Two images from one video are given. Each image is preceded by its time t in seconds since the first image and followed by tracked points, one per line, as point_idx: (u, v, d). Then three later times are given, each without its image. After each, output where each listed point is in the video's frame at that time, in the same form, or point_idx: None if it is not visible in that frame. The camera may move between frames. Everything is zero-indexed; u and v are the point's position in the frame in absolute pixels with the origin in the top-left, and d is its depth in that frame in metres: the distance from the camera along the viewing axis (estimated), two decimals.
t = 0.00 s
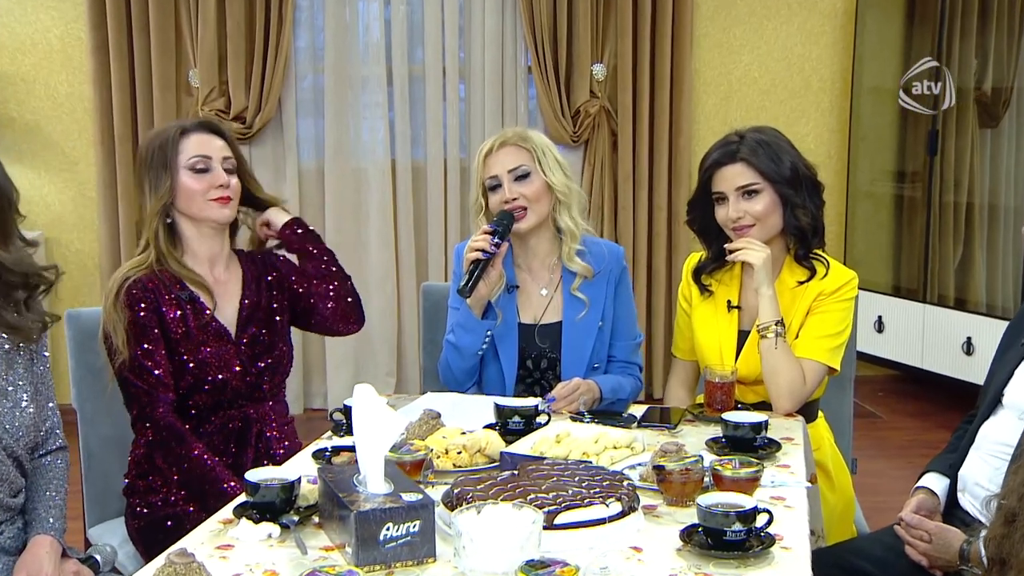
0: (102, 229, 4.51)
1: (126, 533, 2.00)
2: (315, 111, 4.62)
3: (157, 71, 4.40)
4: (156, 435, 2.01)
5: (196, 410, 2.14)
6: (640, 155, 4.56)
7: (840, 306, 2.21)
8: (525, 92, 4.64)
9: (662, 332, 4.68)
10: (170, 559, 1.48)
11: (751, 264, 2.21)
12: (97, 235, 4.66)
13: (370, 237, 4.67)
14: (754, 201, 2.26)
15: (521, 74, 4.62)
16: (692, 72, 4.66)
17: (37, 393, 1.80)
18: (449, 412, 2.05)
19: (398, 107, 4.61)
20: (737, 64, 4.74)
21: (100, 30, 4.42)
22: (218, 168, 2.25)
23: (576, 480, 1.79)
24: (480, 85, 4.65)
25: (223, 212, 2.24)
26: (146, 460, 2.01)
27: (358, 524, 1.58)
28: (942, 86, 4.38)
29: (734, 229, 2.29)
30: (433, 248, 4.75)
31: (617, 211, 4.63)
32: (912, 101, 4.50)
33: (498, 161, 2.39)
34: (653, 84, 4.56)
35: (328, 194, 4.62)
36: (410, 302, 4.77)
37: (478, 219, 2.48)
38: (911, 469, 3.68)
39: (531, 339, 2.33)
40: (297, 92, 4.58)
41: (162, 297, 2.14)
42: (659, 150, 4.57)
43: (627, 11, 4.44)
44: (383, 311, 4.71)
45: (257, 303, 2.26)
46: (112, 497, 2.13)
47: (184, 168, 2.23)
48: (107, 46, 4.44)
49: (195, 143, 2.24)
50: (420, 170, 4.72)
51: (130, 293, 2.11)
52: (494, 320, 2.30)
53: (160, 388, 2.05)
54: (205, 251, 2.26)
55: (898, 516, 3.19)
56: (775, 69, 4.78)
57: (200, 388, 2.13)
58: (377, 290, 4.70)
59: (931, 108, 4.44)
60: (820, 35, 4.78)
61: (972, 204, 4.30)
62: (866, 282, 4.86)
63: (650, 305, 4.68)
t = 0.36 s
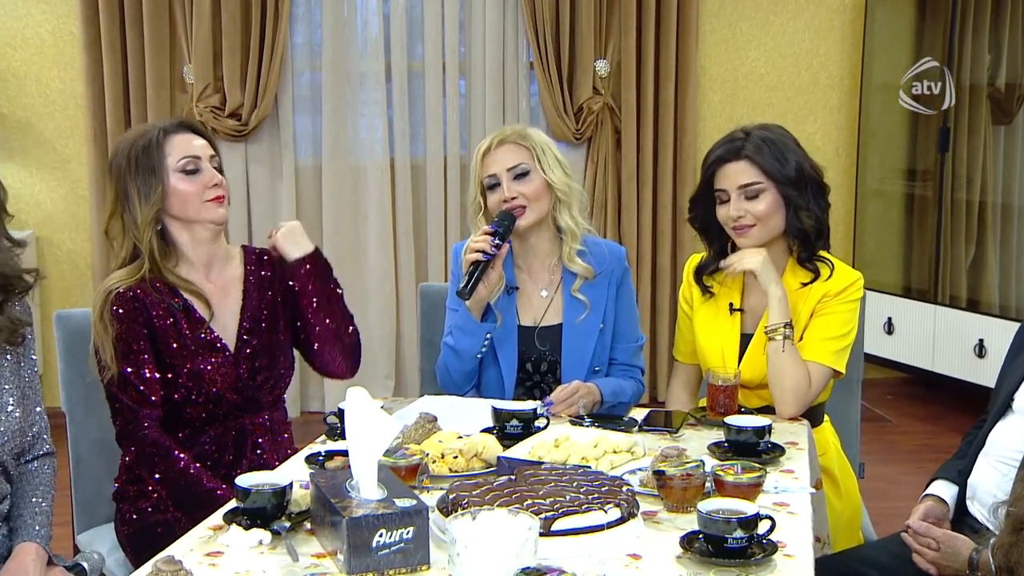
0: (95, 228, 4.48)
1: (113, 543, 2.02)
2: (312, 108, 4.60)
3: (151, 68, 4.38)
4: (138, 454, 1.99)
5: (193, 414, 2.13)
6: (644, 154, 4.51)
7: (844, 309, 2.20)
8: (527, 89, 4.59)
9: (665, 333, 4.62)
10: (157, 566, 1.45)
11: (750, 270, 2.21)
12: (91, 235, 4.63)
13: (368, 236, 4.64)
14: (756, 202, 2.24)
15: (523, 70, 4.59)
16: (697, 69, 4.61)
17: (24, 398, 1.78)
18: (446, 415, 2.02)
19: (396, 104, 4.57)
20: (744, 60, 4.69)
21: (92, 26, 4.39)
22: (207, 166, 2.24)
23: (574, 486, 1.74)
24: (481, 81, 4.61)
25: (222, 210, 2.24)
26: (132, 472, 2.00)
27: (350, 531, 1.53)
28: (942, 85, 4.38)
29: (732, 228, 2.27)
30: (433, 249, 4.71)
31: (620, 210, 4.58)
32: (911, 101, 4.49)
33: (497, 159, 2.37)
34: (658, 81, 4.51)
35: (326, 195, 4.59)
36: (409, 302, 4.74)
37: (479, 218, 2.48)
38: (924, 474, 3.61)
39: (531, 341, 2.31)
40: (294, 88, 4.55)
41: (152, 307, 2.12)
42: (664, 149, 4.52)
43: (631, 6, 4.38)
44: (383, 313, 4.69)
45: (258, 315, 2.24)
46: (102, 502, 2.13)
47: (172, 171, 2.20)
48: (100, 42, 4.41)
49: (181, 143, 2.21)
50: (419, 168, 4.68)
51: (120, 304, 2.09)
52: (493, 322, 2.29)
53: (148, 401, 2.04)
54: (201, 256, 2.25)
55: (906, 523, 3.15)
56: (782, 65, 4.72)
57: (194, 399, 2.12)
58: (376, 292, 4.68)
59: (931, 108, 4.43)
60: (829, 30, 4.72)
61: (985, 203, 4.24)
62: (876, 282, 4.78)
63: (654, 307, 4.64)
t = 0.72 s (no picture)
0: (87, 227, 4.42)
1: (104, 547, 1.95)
2: (310, 105, 4.55)
3: (145, 63, 4.31)
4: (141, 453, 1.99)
5: (186, 431, 2.13)
6: (648, 152, 4.45)
7: (847, 309, 2.25)
8: (528, 85, 4.54)
9: (669, 334, 4.57)
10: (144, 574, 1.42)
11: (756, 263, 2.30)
12: (83, 234, 4.56)
13: (366, 236, 4.60)
14: (750, 196, 2.30)
15: (524, 66, 4.54)
16: (703, 65, 4.56)
17: (9, 402, 1.77)
18: (445, 418, 1.99)
19: (395, 101, 4.52)
20: (750, 56, 4.64)
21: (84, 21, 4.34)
22: (218, 171, 2.20)
23: (574, 491, 1.70)
24: (481, 77, 4.55)
25: (231, 217, 2.19)
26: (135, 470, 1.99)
27: (344, 537, 1.50)
28: (942, 85, 4.38)
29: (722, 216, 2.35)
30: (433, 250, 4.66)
31: (624, 209, 4.53)
32: (911, 101, 4.48)
33: (496, 158, 2.35)
34: (661, 77, 4.46)
35: (324, 194, 4.54)
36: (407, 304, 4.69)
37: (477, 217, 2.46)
38: (935, 479, 3.56)
39: (531, 344, 2.29)
40: (292, 84, 4.51)
41: (161, 312, 2.11)
42: (668, 146, 4.47)
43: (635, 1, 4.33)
44: (382, 314, 4.64)
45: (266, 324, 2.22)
46: (93, 508, 2.09)
47: (181, 175, 2.17)
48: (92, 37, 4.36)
49: (190, 147, 2.18)
50: (418, 167, 4.62)
51: (129, 309, 2.08)
52: (493, 324, 2.28)
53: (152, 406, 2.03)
54: (212, 262, 2.22)
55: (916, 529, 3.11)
56: (789, 61, 4.67)
57: (198, 411, 2.12)
58: (374, 293, 4.63)
59: (931, 108, 4.43)
60: (838, 24, 4.67)
61: (997, 201, 4.16)
62: (887, 283, 4.73)
63: (659, 307, 4.58)
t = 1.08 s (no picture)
0: (79, 228, 4.31)
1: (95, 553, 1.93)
2: (307, 101, 4.45)
3: (138, 58, 4.20)
4: (144, 452, 1.97)
5: (198, 432, 2.10)
6: (653, 149, 4.37)
7: (853, 322, 2.21)
8: (530, 82, 4.43)
9: (674, 335, 4.50)
10: None
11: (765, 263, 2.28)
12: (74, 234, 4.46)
13: (364, 235, 4.50)
14: (754, 194, 2.27)
15: (526, 62, 4.42)
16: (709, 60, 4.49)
17: None
18: (441, 422, 1.96)
19: (393, 98, 4.41)
20: (756, 51, 4.58)
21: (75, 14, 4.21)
22: (226, 178, 2.18)
23: (573, 496, 1.65)
24: (481, 73, 4.44)
25: (237, 225, 2.16)
26: (133, 470, 1.98)
27: (338, 543, 1.46)
28: (944, 86, 4.36)
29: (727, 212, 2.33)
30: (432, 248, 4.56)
31: (628, 208, 4.46)
32: (909, 101, 4.46)
33: (498, 150, 2.35)
34: (667, 71, 4.38)
35: (320, 192, 4.45)
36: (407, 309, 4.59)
37: (473, 216, 2.41)
38: (946, 484, 3.51)
39: (529, 344, 2.29)
40: (288, 80, 4.41)
41: (169, 314, 2.07)
42: (673, 144, 4.39)
43: None
44: (381, 314, 4.53)
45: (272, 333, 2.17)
46: (86, 513, 2.04)
47: (187, 178, 2.16)
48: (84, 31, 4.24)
49: (200, 152, 2.17)
50: (418, 164, 4.52)
51: (136, 310, 2.05)
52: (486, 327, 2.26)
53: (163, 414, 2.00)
54: (221, 268, 2.20)
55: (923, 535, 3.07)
56: (797, 56, 4.62)
57: (200, 419, 2.08)
58: (372, 293, 4.53)
59: (936, 108, 4.40)
60: (846, 19, 4.63)
61: (1010, 200, 4.09)
62: (897, 283, 4.67)
63: (663, 307, 4.51)
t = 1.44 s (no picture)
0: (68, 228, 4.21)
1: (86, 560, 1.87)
2: (302, 97, 4.33)
3: (128, 52, 4.08)
4: (156, 458, 1.91)
5: (204, 442, 2.05)
6: (656, 147, 4.33)
7: (866, 327, 2.17)
8: (531, 78, 4.35)
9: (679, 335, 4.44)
10: None
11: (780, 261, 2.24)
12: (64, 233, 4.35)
13: (361, 235, 4.40)
14: (770, 195, 2.22)
15: (526, 58, 4.33)
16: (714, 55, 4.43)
17: None
18: (437, 427, 1.94)
19: (391, 95, 4.31)
20: (762, 46, 4.52)
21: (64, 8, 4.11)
22: (243, 183, 2.10)
23: (571, 502, 1.59)
24: (480, 69, 4.35)
25: (251, 235, 2.08)
26: (126, 476, 1.92)
27: (329, 551, 1.41)
28: (942, 86, 4.36)
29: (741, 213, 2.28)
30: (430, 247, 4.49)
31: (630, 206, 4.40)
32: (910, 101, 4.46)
33: (472, 162, 2.35)
34: (671, 67, 4.32)
35: (317, 188, 4.34)
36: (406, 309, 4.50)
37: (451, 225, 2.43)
38: (959, 489, 3.45)
39: (518, 350, 2.31)
40: (283, 75, 4.28)
41: (179, 319, 2.01)
42: (677, 143, 4.34)
43: None
44: (380, 316, 4.44)
45: (276, 340, 2.11)
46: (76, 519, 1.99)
47: (205, 182, 2.08)
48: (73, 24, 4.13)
49: (218, 155, 2.08)
50: (416, 161, 4.42)
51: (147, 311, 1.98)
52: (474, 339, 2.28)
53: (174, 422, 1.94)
54: (232, 273, 2.13)
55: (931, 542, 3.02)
56: (804, 51, 4.56)
57: (203, 429, 2.04)
58: (370, 296, 4.43)
59: (931, 109, 4.40)
60: (854, 13, 4.58)
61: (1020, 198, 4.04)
62: (909, 284, 4.61)
63: (666, 308, 4.46)
